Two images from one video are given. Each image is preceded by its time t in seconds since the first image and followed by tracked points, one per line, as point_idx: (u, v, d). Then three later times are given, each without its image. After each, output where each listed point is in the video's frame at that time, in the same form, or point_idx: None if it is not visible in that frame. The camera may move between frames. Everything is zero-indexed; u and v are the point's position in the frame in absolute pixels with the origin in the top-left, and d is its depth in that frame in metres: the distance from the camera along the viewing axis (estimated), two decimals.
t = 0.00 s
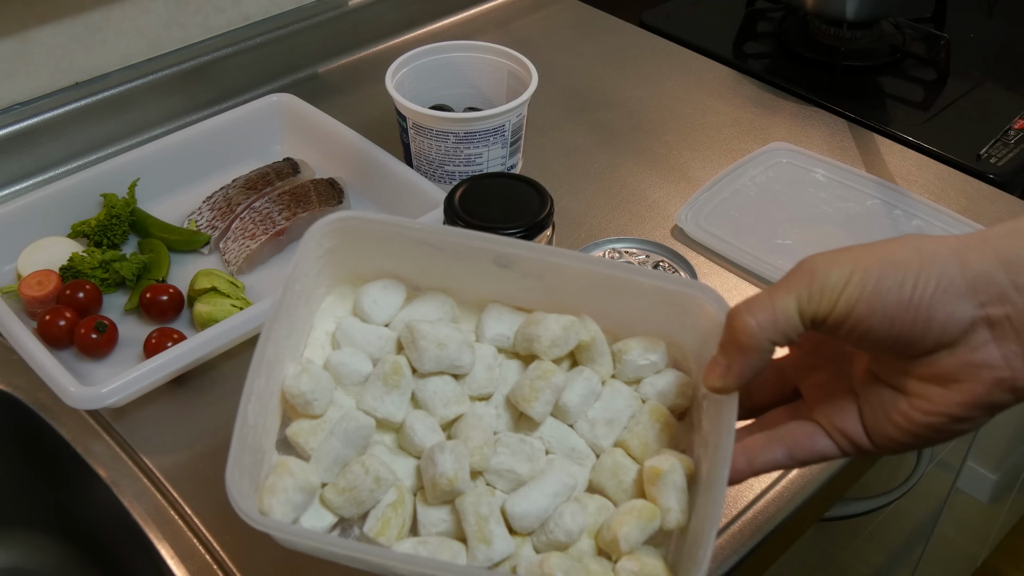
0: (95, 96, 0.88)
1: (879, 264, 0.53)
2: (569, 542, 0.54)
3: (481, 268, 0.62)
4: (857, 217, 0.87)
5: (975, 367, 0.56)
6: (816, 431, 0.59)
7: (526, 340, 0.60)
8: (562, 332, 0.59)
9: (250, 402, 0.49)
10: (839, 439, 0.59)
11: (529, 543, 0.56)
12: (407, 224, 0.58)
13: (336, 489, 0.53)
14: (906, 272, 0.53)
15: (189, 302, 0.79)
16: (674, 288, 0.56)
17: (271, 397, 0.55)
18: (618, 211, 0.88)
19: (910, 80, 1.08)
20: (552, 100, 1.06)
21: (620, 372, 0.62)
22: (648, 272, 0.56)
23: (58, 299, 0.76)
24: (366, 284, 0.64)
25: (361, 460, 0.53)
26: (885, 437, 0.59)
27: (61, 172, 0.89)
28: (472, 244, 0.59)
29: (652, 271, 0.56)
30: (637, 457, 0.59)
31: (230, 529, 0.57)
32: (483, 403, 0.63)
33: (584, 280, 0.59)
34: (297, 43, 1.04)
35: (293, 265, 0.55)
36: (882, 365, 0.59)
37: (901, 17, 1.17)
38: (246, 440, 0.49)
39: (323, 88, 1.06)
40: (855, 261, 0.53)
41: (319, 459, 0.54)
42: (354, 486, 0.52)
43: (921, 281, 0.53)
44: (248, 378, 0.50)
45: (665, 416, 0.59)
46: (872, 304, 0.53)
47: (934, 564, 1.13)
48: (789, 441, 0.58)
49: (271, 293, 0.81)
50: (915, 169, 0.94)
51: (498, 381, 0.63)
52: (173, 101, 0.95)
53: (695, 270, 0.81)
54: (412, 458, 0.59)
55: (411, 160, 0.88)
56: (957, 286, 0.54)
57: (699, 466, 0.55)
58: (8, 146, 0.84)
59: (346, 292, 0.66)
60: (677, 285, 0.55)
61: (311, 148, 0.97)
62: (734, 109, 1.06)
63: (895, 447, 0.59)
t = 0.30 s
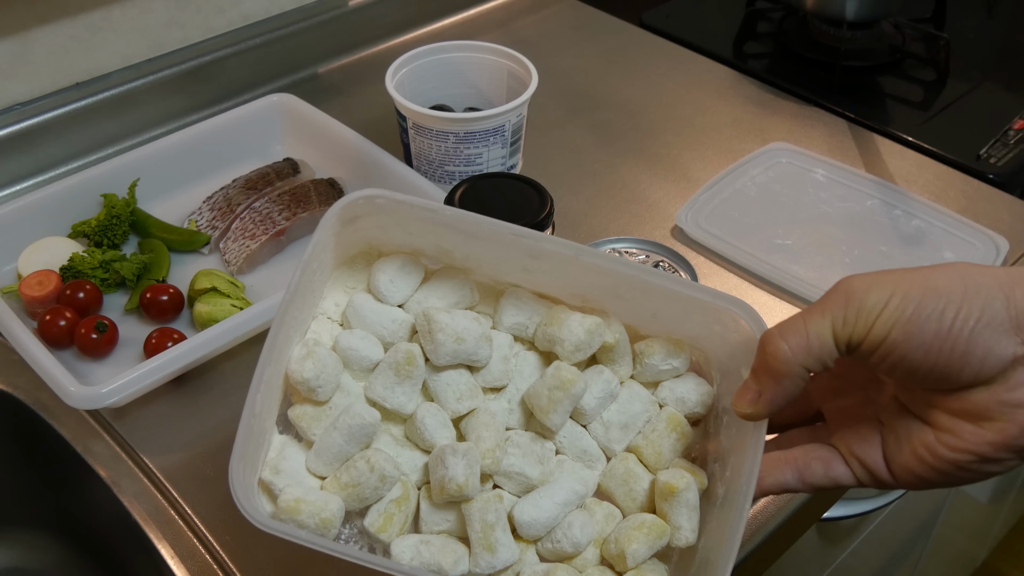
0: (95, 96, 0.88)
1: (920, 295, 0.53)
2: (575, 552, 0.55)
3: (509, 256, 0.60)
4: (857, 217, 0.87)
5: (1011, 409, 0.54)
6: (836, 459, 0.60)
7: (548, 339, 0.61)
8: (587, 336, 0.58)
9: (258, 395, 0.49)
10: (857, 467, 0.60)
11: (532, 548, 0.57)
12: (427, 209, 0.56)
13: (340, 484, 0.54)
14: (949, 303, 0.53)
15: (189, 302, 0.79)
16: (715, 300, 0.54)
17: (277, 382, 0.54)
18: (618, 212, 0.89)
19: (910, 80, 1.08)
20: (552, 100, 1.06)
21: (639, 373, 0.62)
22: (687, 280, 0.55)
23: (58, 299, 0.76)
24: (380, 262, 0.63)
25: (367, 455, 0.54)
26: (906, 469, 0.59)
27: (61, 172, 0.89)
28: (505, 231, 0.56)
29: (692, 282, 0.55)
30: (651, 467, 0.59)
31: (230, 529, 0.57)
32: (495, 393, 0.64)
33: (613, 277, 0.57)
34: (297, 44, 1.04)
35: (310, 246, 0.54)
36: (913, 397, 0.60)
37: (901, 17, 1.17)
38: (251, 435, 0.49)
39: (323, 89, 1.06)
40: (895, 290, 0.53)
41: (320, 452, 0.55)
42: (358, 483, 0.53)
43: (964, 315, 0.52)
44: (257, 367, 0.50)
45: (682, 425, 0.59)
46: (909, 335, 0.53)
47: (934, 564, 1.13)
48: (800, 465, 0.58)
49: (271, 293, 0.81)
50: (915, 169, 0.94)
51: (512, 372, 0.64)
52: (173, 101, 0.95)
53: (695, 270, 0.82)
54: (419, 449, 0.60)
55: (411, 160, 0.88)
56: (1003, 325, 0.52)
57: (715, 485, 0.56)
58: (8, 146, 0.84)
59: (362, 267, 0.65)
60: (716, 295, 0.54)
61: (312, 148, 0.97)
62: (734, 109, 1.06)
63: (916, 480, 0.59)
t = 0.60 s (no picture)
0: (95, 96, 0.88)
1: (951, 319, 0.57)
2: (579, 557, 0.55)
3: (547, 254, 0.64)
4: (857, 217, 0.87)
5: None
6: (853, 487, 0.64)
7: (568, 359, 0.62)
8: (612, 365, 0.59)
9: (281, 347, 0.53)
10: (874, 496, 0.63)
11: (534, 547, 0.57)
12: (476, 189, 0.61)
13: (349, 454, 0.55)
14: (978, 328, 0.57)
15: (189, 302, 0.79)
16: (750, 321, 0.56)
17: (301, 345, 0.57)
18: (619, 212, 0.89)
19: (910, 80, 1.08)
20: (552, 100, 1.06)
21: (663, 389, 0.62)
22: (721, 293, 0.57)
23: (58, 299, 0.76)
24: (419, 247, 0.66)
25: (381, 430, 0.55)
26: (925, 499, 0.62)
27: (61, 172, 0.89)
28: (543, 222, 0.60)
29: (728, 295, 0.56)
30: (663, 479, 0.59)
31: (231, 528, 0.57)
32: (516, 391, 0.64)
33: (640, 282, 0.61)
34: (297, 44, 1.04)
35: (354, 208, 0.59)
36: (934, 424, 0.63)
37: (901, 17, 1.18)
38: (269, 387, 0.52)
39: (322, 89, 1.06)
40: (927, 312, 0.57)
41: (336, 423, 0.57)
42: (369, 456, 0.54)
43: (993, 340, 0.57)
44: (285, 321, 0.54)
45: (699, 444, 0.59)
46: (937, 354, 0.57)
47: (934, 564, 1.13)
48: (815, 492, 0.62)
49: (270, 293, 0.81)
50: (915, 169, 0.94)
51: (535, 371, 0.64)
52: (172, 101, 0.95)
53: (695, 270, 0.82)
54: (433, 434, 0.60)
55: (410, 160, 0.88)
56: None
57: (727, 507, 0.57)
58: (8, 146, 0.84)
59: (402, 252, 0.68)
60: (750, 318, 0.56)
61: (311, 147, 0.97)
62: (734, 109, 1.06)
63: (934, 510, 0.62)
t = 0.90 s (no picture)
0: (95, 97, 0.88)
1: (942, 338, 0.57)
2: (556, 560, 0.55)
3: (556, 262, 0.66)
4: (857, 217, 0.87)
5: None
6: (836, 512, 0.62)
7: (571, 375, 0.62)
8: (606, 383, 0.60)
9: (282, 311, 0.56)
10: (857, 520, 0.61)
11: (512, 544, 0.57)
12: (494, 187, 0.64)
13: (336, 431, 0.57)
14: (969, 347, 0.57)
15: (188, 302, 0.79)
16: (746, 341, 0.57)
17: (303, 316, 0.60)
18: (619, 212, 0.89)
19: (910, 80, 1.08)
20: (552, 100, 1.06)
21: (658, 406, 0.63)
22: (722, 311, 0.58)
23: (58, 299, 0.76)
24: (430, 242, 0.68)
25: (372, 411, 0.57)
26: (909, 523, 0.60)
27: (61, 172, 0.89)
28: (554, 225, 0.63)
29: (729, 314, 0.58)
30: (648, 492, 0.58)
31: (231, 528, 0.57)
32: (511, 392, 0.65)
33: (641, 295, 0.62)
34: (297, 44, 1.04)
35: (371, 190, 0.62)
36: (921, 449, 0.62)
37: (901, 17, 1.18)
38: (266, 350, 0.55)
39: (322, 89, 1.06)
40: (917, 330, 0.58)
41: (327, 397, 0.59)
42: (357, 434, 0.56)
43: (984, 359, 0.57)
44: (289, 287, 0.57)
45: (688, 465, 0.59)
46: (926, 372, 0.57)
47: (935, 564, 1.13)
48: (797, 514, 0.60)
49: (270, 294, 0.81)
50: (915, 169, 0.94)
51: (533, 374, 0.65)
52: (172, 100, 0.95)
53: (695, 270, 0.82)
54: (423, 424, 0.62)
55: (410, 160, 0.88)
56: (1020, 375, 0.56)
57: (709, 529, 0.56)
58: (8, 145, 0.84)
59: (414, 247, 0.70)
60: (749, 338, 0.57)
61: (311, 147, 0.97)
62: (734, 109, 1.06)
63: (919, 535, 0.60)
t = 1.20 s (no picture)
0: (95, 96, 0.88)
1: (945, 332, 0.58)
2: (545, 539, 0.56)
3: (575, 231, 0.65)
4: (857, 218, 0.87)
5: None
6: (831, 509, 0.61)
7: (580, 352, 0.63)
8: (614, 365, 0.61)
9: (297, 257, 0.56)
10: (852, 519, 0.60)
11: (501, 519, 0.58)
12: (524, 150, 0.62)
13: (335, 385, 0.57)
14: (972, 342, 0.57)
15: (189, 302, 0.79)
16: (760, 339, 0.57)
17: (315, 262, 0.60)
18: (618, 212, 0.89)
19: (910, 80, 1.08)
20: (552, 100, 1.06)
21: (660, 393, 0.64)
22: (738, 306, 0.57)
23: (58, 299, 0.76)
24: (451, 198, 0.68)
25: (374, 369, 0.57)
26: (908, 521, 0.58)
27: (61, 172, 0.89)
28: (576, 197, 0.62)
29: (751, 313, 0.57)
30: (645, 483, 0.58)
31: (231, 528, 0.57)
32: (515, 362, 0.66)
33: (655, 276, 0.62)
34: (297, 44, 1.04)
35: (399, 141, 0.61)
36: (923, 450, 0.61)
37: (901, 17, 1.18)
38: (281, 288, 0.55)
39: (322, 89, 1.06)
40: (920, 325, 0.58)
41: (330, 350, 0.59)
42: (358, 391, 0.56)
43: (987, 354, 0.57)
44: (305, 233, 0.57)
45: (685, 454, 0.59)
46: (930, 366, 0.57)
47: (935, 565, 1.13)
48: (792, 511, 0.60)
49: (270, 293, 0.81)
50: (915, 169, 0.94)
51: (538, 347, 0.66)
52: (173, 100, 0.95)
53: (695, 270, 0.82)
54: (424, 385, 0.63)
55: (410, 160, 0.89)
56: None
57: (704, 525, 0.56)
58: (8, 146, 0.84)
59: (432, 199, 0.70)
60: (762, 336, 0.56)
61: (311, 147, 0.97)
62: (734, 109, 1.06)
63: (917, 534, 0.58)
